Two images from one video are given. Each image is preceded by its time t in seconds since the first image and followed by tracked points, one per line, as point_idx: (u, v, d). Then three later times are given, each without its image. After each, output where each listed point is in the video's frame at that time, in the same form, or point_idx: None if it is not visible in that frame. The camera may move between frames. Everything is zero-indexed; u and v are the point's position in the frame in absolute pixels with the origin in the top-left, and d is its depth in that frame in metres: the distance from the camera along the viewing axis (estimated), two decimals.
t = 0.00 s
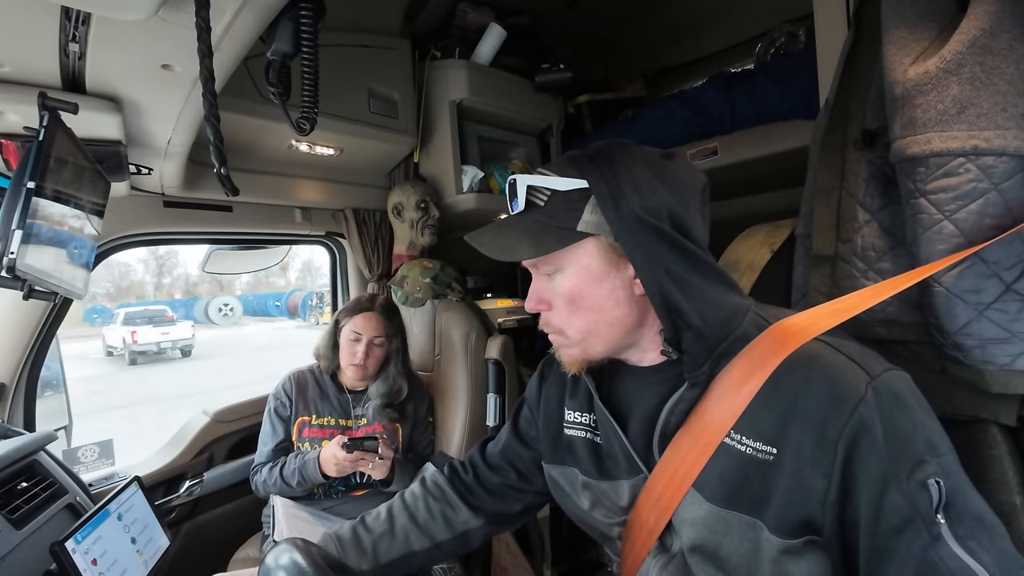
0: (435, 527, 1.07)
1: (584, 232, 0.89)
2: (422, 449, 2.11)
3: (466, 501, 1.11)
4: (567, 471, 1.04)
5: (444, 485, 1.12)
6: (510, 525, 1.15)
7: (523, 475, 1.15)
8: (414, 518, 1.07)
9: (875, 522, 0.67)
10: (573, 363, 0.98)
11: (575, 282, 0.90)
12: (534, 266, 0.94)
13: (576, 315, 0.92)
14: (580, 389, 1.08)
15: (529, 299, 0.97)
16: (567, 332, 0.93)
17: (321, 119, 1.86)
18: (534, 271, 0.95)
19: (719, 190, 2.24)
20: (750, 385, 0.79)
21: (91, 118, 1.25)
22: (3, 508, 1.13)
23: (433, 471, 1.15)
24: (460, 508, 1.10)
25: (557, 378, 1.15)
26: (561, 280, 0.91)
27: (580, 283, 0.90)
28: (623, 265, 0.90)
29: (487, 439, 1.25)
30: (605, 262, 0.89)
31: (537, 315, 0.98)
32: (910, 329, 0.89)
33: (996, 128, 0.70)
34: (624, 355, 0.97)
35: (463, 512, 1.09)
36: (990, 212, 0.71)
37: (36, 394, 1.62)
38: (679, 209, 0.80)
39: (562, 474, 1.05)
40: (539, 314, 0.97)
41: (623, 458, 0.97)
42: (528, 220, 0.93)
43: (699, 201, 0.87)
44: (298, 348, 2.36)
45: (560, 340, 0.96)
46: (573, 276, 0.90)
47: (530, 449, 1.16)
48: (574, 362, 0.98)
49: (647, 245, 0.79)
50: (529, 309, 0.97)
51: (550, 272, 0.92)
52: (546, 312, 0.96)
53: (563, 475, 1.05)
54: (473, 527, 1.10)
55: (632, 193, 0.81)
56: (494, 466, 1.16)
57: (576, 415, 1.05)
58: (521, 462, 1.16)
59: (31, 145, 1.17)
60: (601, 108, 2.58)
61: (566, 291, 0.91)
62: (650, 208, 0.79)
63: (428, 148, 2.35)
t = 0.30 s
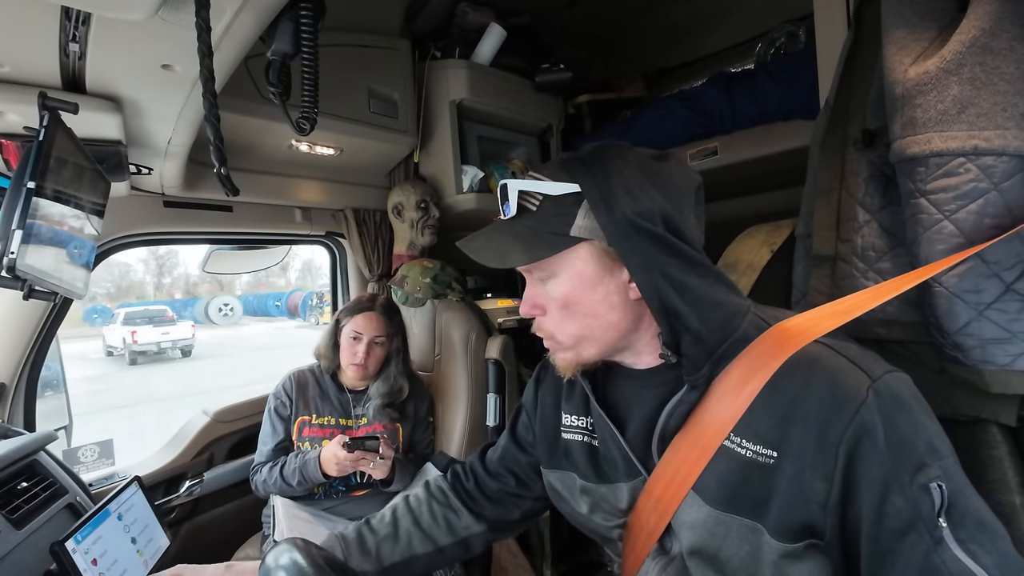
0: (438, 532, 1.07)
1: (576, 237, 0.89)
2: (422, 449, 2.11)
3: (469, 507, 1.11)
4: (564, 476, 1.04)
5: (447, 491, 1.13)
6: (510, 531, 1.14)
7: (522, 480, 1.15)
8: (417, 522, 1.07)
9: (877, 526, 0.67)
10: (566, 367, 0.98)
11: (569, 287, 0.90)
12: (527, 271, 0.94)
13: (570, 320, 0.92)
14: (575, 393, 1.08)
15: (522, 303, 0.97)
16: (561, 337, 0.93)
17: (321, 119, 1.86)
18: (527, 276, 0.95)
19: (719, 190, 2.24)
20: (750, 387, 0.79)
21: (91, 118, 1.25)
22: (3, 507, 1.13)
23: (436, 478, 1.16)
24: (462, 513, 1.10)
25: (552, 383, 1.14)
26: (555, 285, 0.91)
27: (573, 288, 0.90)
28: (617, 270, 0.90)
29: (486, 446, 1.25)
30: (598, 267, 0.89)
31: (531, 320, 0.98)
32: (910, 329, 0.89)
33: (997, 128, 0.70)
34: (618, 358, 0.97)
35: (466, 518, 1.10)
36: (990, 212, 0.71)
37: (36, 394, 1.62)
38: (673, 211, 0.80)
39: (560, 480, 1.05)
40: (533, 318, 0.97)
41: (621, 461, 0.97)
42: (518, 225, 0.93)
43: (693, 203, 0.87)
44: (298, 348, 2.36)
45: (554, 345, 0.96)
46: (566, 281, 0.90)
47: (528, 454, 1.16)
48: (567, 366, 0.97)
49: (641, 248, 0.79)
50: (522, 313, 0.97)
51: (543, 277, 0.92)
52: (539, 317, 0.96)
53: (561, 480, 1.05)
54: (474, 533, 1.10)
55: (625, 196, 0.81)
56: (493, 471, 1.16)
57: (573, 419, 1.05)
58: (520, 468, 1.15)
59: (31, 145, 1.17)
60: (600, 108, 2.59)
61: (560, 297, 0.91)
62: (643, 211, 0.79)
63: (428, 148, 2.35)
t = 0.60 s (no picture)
0: (436, 521, 1.07)
1: (581, 233, 0.89)
2: (423, 449, 2.11)
3: (469, 498, 1.11)
4: (566, 472, 1.04)
5: (447, 482, 1.13)
6: (507, 526, 1.14)
7: (522, 476, 1.15)
8: (416, 510, 1.08)
9: (878, 527, 0.67)
10: (570, 364, 0.98)
11: (573, 284, 0.90)
12: (531, 268, 0.94)
13: (574, 317, 0.92)
14: (579, 390, 1.08)
15: (527, 300, 0.98)
16: (564, 334, 0.94)
17: (321, 120, 1.86)
18: (531, 273, 0.95)
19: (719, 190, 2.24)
20: (751, 386, 0.79)
21: (92, 118, 1.25)
22: (4, 507, 1.13)
23: (437, 469, 1.17)
24: (462, 503, 1.10)
25: (555, 380, 1.14)
26: (559, 282, 0.91)
27: (577, 285, 0.90)
28: (621, 268, 0.90)
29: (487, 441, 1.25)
30: (603, 263, 0.89)
31: (535, 317, 0.99)
32: (910, 329, 0.89)
33: (997, 128, 0.70)
34: (622, 356, 0.97)
35: (465, 508, 1.10)
36: (991, 212, 0.71)
37: (37, 394, 1.62)
38: (677, 209, 0.80)
39: (561, 476, 1.05)
40: (537, 315, 0.98)
41: (623, 458, 0.97)
42: (523, 221, 0.93)
43: (698, 201, 0.87)
44: (298, 348, 2.36)
45: (558, 342, 0.96)
46: (570, 278, 0.90)
47: (531, 451, 1.16)
48: (572, 363, 0.98)
49: (644, 247, 0.79)
50: (526, 310, 0.98)
51: (547, 274, 0.93)
52: (544, 313, 0.96)
53: (562, 477, 1.05)
54: (473, 524, 1.09)
55: (628, 194, 0.81)
56: (493, 465, 1.16)
57: (577, 416, 1.05)
58: (519, 463, 1.15)
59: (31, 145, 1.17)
60: (601, 108, 2.59)
61: (564, 293, 0.91)
62: (647, 209, 0.79)
63: (428, 148, 2.35)
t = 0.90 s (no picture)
0: (438, 519, 1.07)
1: (581, 233, 0.89)
2: (422, 449, 2.11)
3: (470, 496, 1.11)
4: (567, 471, 1.04)
5: (449, 480, 1.13)
6: (507, 525, 1.14)
7: (523, 474, 1.15)
8: (418, 508, 1.08)
9: (877, 526, 0.67)
10: (572, 364, 0.98)
11: (573, 283, 0.90)
12: (531, 268, 0.94)
13: (574, 316, 0.92)
14: (580, 389, 1.08)
15: (527, 300, 0.98)
16: (565, 334, 0.94)
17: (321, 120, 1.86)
18: (532, 273, 0.95)
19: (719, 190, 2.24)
20: (751, 385, 0.79)
21: (92, 118, 1.25)
22: (4, 507, 1.13)
23: (439, 467, 1.17)
24: (463, 501, 1.10)
25: (557, 380, 1.14)
26: (559, 282, 0.91)
27: (577, 284, 0.90)
28: (621, 267, 0.89)
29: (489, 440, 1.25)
30: (603, 263, 0.89)
31: (536, 316, 0.99)
32: (910, 329, 0.90)
33: (998, 128, 0.70)
34: (623, 355, 0.97)
35: (467, 507, 1.09)
36: (991, 212, 0.71)
37: (37, 394, 1.62)
38: (677, 209, 0.80)
39: (562, 475, 1.05)
40: (537, 315, 0.97)
41: (624, 458, 0.97)
42: (523, 221, 0.93)
43: (698, 201, 0.87)
44: (298, 348, 2.36)
45: (560, 341, 0.96)
46: (570, 277, 0.90)
47: (531, 450, 1.16)
48: (573, 363, 0.98)
49: (644, 247, 0.79)
50: (526, 309, 0.98)
51: (548, 273, 0.93)
52: (545, 312, 0.96)
53: (563, 476, 1.05)
54: (474, 522, 1.09)
55: (630, 194, 0.81)
56: (495, 464, 1.16)
57: (578, 415, 1.05)
58: (520, 462, 1.15)
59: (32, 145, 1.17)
60: (601, 108, 2.59)
61: (564, 293, 0.91)
62: (648, 209, 0.79)
63: (428, 148, 2.35)
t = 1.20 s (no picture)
0: (422, 511, 1.09)
1: (580, 233, 0.89)
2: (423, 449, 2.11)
3: (456, 488, 1.12)
4: (566, 470, 1.04)
5: (436, 471, 1.15)
6: (493, 518, 1.14)
7: (514, 468, 1.15)
8: (403, 499, 1.10)
9: (874, 525, 0.67)
10: (570, 364, 0.98)
11: (572, 283, 0.90)
12: (530, 268, 0.94)
13: (573, 317, 0.92)
14: (578, 390, 1.08)
15: (524, 300, 0.98)
16: (564, 334, 0.94)
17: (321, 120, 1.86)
18: (530, 273, 0.95)
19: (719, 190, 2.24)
20: (750, 383, 0.79)
21: (92, 118, 1.25)
22: (4, 507, 1.13)
23: (428, 456, 1.18)
24: (449, 494, 1.11)
25: (554, 379, 1.14)
26: (558, 282, 0.91)
27: (576, 285, 0.90)
28: (620, 267, 0.90)
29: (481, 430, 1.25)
30: (602, 263, 0.89)
31: (534, 316, 0.99)
32: (909, 329, 0.90)
33: (998, 128, 0.69)
34: (622, 356, 0.97)
35: (452, 499, 1.11)
36: (991, 212, 0.71)
37: (37, 394, 1.62)
38: (676, 209, 0.80)
39: (562, 474, 1.05)
40: (535, 315, 0.97)
41: (623, 458, 0.97)
42: (522, 221, 0.92)
43: (696, 201, 0.87)
44: (298, 348, 2.36)
45: (559, 341, 0.96)
46: (568, 277, 0.90)
47: (523, 445, 1.16)
48: (572, 363, 0.98)
49: (644, 247, 0.79)
50: (524, 309, 0.98)
51: (546, 274, 0.93)
52: (543, 312, 0.96)
53: (562, 474, 1.05)
54: (460, 514, 1.11)
55: (629, 194, 0.81)
56: (485, 457, 1.16)
57: (576, 415, 1.05)
58: (510, 455, 1.15)
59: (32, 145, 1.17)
60: (601, 108, 2.59)
61: (563, 293, 0.91)
62: (647, 210, 0.79)
63: (428, 148, 2.35)
